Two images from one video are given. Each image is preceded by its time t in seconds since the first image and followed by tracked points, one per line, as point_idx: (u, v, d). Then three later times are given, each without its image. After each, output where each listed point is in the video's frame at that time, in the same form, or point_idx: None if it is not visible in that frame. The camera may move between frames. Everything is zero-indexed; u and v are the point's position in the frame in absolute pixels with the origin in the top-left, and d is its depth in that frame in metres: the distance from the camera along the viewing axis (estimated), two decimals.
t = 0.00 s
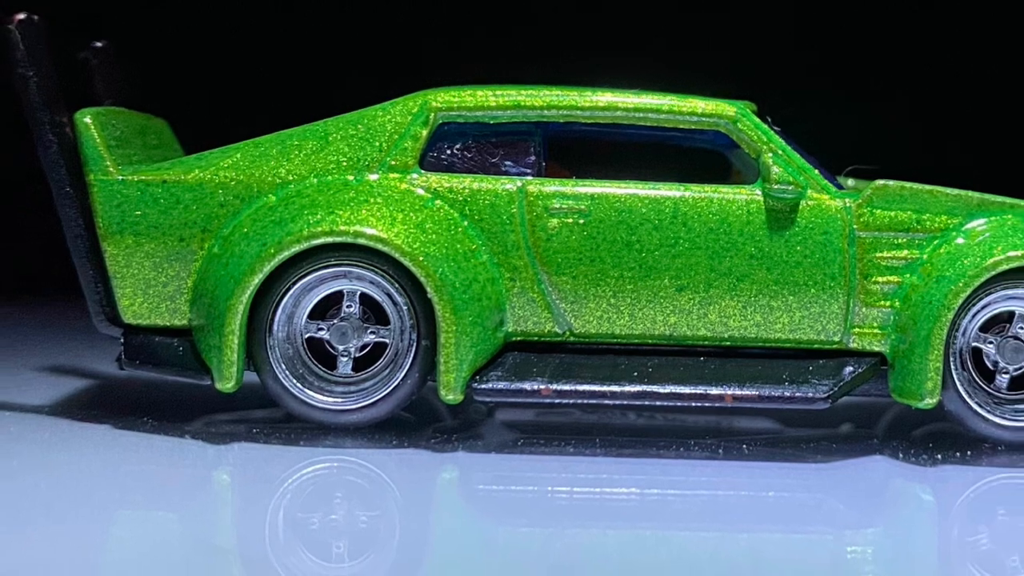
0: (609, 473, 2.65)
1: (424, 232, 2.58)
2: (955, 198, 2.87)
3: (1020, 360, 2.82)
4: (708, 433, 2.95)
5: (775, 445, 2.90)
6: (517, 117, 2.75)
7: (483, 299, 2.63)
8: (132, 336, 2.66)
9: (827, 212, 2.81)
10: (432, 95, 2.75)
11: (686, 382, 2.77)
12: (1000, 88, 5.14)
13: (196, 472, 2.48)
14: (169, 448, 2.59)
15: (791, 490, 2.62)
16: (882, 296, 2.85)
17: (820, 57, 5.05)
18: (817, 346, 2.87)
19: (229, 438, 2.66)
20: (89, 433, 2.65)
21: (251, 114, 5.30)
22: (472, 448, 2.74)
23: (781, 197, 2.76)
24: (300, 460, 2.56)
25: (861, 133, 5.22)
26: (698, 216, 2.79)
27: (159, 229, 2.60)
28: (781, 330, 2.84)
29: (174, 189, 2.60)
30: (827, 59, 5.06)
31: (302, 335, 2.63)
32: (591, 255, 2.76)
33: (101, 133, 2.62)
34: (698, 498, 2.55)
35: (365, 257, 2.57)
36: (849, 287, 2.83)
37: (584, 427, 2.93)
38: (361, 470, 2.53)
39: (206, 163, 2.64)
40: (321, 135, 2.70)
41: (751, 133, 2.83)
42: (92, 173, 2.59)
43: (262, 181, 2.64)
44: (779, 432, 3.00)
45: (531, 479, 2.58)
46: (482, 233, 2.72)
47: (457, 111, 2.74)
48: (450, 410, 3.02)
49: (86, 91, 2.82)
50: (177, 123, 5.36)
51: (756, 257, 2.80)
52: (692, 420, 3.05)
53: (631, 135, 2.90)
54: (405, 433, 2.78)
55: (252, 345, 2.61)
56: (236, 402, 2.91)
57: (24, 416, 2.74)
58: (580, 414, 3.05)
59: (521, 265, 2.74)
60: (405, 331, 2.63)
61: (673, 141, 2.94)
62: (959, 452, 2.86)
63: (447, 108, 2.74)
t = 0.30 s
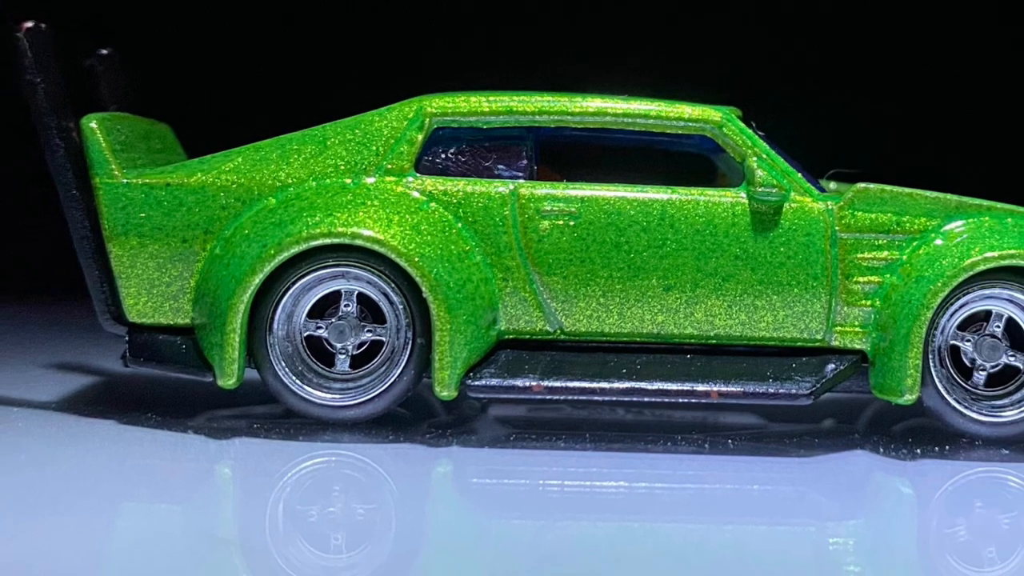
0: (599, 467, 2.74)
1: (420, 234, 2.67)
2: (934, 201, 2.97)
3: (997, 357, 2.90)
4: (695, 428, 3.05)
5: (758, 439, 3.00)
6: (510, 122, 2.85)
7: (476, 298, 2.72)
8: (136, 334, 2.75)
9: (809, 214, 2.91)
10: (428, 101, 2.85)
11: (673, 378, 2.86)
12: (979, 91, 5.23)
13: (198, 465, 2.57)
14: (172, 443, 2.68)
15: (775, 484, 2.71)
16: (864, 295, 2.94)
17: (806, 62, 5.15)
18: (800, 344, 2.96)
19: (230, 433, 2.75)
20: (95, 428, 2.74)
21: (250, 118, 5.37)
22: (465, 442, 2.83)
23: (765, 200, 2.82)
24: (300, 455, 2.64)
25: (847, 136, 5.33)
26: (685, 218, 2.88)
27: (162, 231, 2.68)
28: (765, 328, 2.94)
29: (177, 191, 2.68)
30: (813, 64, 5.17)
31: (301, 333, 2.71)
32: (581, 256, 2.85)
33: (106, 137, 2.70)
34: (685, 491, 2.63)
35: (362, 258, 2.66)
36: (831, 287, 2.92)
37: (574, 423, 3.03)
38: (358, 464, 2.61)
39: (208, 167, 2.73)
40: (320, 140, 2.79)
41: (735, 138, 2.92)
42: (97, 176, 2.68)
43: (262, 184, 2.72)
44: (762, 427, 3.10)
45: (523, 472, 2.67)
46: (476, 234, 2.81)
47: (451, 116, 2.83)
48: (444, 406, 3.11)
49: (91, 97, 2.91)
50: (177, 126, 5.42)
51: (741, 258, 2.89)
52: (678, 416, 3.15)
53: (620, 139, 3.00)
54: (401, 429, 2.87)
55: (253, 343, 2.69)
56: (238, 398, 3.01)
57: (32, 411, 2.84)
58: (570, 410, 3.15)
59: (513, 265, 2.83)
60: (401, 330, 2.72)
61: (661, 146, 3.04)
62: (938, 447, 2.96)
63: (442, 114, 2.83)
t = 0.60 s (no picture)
0: (588, 461, 2.83)
1: (415, 235, 2.76)
2: (913, 203, 3.05)
3: (974, 354, 3.01)
4: (682, 423, 3.15)
5: (742, 433, 3.11)
6: (502, 127, 2.95)
7: (470, 297, 2.81)
8: (141, 332, 2.85)
9: (792, 216, 3.01)
10: (422, 107, 2.94)
11: (661, 374, 2.95)
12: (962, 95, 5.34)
13: (201, 458, 2.66)
14: (176, 437, 2.78)
15: (759, 477, 2.80)
16: (845, 295, 3.03)
17: (791, 66, 5.27)
18: (783, 342, 3.06)
19: (232, 428, 2.85)
20: (101, 422, 2.84)
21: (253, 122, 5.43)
22: (459, 437, 2.92)
23: (750, 202, 2.90)
24: (299, 449, 2.74)
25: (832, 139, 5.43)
26: (672, 220, 2.98)
27: (166, 232, 2.77)
28: (749, 327, 3.04)
29: (181, 194, 2.77)
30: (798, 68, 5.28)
31: (300, 332, 2.80)
32: (571, 257, 2.95)
33: (112, 142, 2.79)
34: (671, 484, 2.73)
35: (359, 258, 2.75)
36: (813, 287, 3.02)
37: (565, 418, 3.13)
38: (355, 458, 2.70)
39: (210, 170, 2.82)
40: (319, 144, 2.89)
41: (721, 142, 3.02)
42: (103, 180, 2.76)
43: (263, 187, 2.81)
44: (747, 422, 3.21)
45: (516, 466, 2.77)
46: (469, 235, 2.90)
47: (446, 121, 2.93)
48: (439, 402, 3.21)
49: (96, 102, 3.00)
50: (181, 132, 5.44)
51: (726, 258, 2.99)
52: (666, 412, 3.25)
53: (608, 144, 3.10)
54: (397, 424, 2.96)
55: (253, 341, 2.78)
56: (239, 394, 3.11)
57: (40, 407, 2.93)
58: (560, 406, 3.25)
59: (505, 266, 2.92)
60: (397, 328, 2.81)
61: (649, 150, 3.14)
62: (916, 441, 3.06)
63: (436, 119, 2.92)
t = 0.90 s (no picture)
0: (578, 455, 2.93)
1: (410, 237, 2.86)
2: (892, 206, 3.17)
3: (950, 351, 3.11)
4: (668, 419, 3.26)
5: (726, 428, 3.22)
6: (495, 133, 3.04)
7: (463, 297, 2.90)
8: (145, 330, 2.94)
9: (774, 218, 3.11)
10: (417, 113, 3.04)
11: (647, 371, 3.06)
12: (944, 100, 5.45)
13: (204, 452, 2.76)
14: (179, 432, 2.87)
15: (743, 470, 2.91)
16: (825, 294, 3.14)
17: (777, 70, 5.38)
18: (767, 340, 3.16)
19: (233, 423, 2.95)
20: (107, 418, 2.93)
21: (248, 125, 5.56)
22: (453, 432, 3.02)
23: (734, 204, 2.99)
24: (298, 443, 2.83)
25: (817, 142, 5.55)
26: (658, 222, 3.08)
27: (169, 234, 2.87)
28: (733, 325, 3.13)
29: (183, 197, 2.87)
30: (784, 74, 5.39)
31: (299, 330, 2.90)
32: (561, 258, 3.05)
33: (117, 147, 2.90)
34: (658, 477, 2.83)
35: (357, 259, 2.84)
36: (795, 287, 3.12)
37: (555, 414, 3.24)
38: (353, 452, 2.80)
39: (212, 174, 2.92)
40: (317, 149, 2.99)
41: (706, 147, 3.12)
42: (108, 183, 2.87)
43: (263, 191, 2.91)
44: (731, 417, 3.32)
45: (508, 459, 2.87)
46: (463, 237, 3.00)
47: (440, 126, 3.02)
48: (433, 398, 3.32)
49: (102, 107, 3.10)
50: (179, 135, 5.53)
51: (711, 259, 3.09)
52: (652, 407, 3.36)
53: (597, 148, 3.19)
54: (393, 419, 3.06)
55: (254, 339, 2.88)
56: (240, 391, 3.21)
57: (48, 403, 3.03)
58: (551, 402, 3.36)
59: (498, 266, 3.02)
60: (393, 326, 2.90)
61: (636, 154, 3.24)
62: (895, 436, 3.17)
63: (431, 124, 3.02)
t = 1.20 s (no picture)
0: (567, 449, 3.04)
1: (406, 238, 2.96)
2: (870, 209, 3.30)
3: (927, 349, 3.22)
4: (655, 414, 3.38)
5: (710, 423, 3.34)
6: (487, 137, 3.15)
7: (456, 296, 3.00)
8: (150, 328, 3.05)
9: (757, 221, 3.22)
10: (412, 118, 3.14)
11: (636, 368, 3.16)
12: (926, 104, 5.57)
13: (206, 446, 2.86)
14: (182, 426, 2.98)
15: (726, 464, 3.02)
16: (807, 293, 3.24)
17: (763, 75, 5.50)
18: (750, 338, 3.27)
19: (234, 418, 3.05)
20: (113, 413, 3.04)
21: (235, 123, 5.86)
22: (447, 427, 3.13)
23: (719, 207, 3.13)
24: (297, 437, 2.93)
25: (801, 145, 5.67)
26: (645, 224, 3.19)
27: (173, 235, 2.98)
28: (717, 324, 3.24)
29: (187, 200, 2.97)
30: (768, 75, 5.53)
31: (298, 328, 3.00)
32: (551, 259, 3.15)
33: (123, 151, 3.00)
34: (644, 470, 2.94)
35: (354, 260, 2.94)
36: (777, 286, 3.23)
37: (545, 409, 3.35)
38: (350, 446, 2.90)
39: (214, 177, 3.02)
40: (315, 153, 3.09)
41: (691, 152, 3.23)
42: (114, 186, 2.97)
43: (263, 194, 3.02)
44: (715, 412, 3.44)
45: (500, 453, 2.97)
46: (456, 238, 3.10)
47: (434, 132, 3.13)
48: (428, 394, 3.43)
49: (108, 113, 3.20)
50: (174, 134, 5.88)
51: (696, 260, 3.20)
52: (639, 403, 3.48)
53: (586, 152, 3.30)
54: (389, 414, 3.17)
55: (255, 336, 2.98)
56: (240, 387, 3.31)
57: (55, 398, 3.14)
58: (541, 398, 3.48)
59: (490, 266, 3.12)
60: (389, 325, 3.01)
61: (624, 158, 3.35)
62: (874, 430, 3.28)
63: (425, 129, 3.12)
